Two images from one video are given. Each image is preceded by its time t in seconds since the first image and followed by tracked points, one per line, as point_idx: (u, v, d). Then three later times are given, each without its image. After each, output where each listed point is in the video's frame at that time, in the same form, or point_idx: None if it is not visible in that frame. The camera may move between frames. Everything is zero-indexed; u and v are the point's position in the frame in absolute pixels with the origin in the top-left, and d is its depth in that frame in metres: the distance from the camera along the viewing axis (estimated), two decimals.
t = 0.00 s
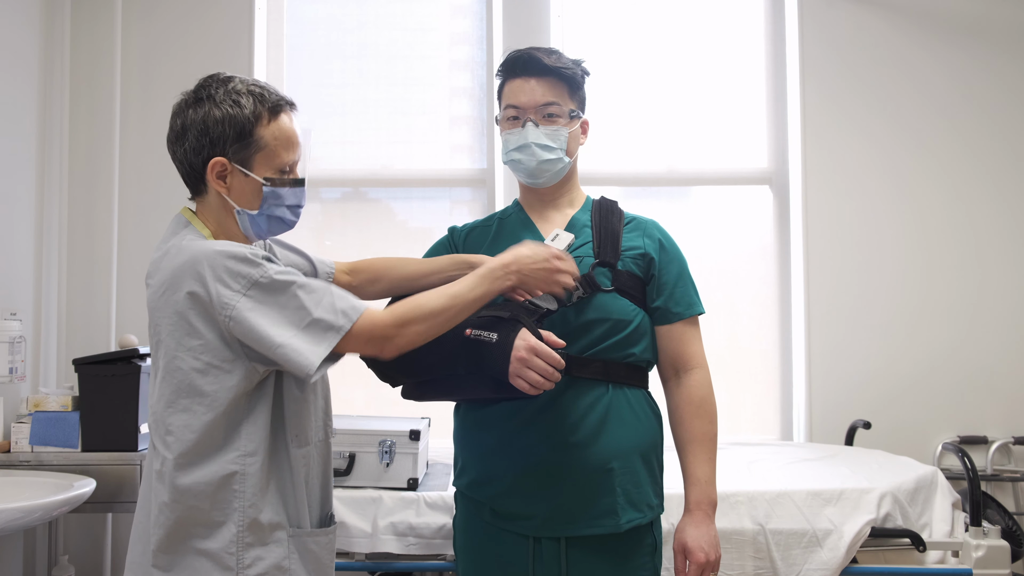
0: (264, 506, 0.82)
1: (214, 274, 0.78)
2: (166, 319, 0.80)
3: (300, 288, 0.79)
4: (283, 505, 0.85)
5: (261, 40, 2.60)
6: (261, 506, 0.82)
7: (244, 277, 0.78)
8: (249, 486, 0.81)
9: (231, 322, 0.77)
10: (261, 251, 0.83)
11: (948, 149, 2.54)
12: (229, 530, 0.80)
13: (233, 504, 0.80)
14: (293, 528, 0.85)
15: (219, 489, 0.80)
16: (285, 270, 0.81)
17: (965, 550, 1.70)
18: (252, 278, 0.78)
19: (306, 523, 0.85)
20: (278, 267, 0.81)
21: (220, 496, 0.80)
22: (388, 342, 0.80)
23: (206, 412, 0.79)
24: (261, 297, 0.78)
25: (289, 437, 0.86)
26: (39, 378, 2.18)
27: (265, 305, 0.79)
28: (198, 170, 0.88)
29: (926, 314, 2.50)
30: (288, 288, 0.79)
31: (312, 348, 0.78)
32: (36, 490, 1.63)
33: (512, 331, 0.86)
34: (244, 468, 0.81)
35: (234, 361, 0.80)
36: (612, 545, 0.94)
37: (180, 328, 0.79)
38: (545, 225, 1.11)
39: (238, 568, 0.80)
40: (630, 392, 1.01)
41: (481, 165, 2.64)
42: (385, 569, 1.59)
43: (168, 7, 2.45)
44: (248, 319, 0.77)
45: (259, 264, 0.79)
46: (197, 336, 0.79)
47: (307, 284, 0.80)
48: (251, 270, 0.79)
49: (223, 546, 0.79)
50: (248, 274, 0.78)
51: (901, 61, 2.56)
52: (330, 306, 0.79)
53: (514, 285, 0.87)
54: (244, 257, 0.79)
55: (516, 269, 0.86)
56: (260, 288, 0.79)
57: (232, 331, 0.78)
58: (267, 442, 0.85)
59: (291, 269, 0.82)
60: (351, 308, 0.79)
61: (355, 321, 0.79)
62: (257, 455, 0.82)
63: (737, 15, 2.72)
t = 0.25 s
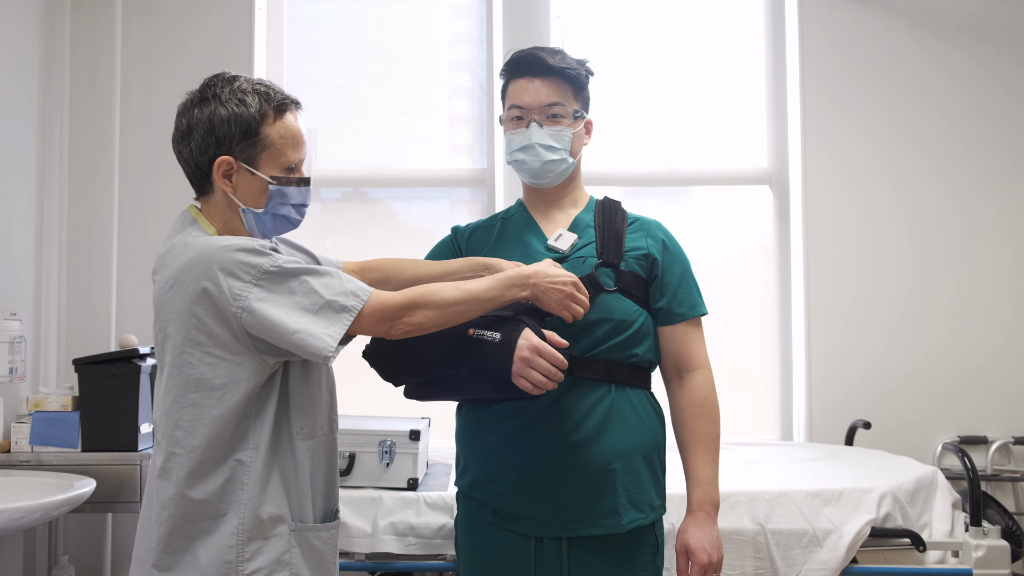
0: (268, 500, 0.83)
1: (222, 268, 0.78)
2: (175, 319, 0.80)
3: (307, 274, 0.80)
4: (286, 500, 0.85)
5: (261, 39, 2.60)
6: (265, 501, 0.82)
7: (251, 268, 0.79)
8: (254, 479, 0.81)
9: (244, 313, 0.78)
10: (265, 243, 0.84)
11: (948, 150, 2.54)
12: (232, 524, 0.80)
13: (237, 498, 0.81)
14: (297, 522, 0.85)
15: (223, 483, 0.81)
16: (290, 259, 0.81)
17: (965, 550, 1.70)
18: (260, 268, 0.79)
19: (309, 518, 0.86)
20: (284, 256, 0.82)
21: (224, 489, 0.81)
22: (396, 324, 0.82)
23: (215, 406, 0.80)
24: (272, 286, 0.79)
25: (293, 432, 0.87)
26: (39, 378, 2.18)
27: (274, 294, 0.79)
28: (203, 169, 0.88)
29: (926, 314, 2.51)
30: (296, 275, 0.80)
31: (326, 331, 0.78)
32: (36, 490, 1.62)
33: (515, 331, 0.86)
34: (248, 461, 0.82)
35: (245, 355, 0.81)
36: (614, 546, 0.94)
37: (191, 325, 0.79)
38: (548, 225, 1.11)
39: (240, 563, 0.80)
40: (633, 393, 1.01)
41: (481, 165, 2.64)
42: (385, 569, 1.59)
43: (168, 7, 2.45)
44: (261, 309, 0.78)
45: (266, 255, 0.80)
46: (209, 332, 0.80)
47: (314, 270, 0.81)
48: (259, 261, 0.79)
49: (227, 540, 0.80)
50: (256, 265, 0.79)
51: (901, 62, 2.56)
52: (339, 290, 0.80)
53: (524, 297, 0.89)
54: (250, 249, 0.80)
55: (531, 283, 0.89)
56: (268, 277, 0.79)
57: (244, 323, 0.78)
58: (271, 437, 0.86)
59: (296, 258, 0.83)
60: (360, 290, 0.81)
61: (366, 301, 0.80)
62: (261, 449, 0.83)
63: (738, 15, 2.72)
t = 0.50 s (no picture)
0: (271, 497, 0.83)
1: (228, 264, 0.79)
2: (183, 314, 0.80)
3: (313, 269, 0.81)
4: (290, 498, 0.85)
5: (261, 39, 2.60)
6: (268, 498, 0.82)
7: (258, 264, 0.79)
8: (258, 476, 0.82)
9: (252, 308, 0.79)
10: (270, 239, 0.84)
11: (948, 150, 2.55)
12: (236, 521, 0.81)
13: (240, 495, 0.82)
14: (300, 520, 0.85)
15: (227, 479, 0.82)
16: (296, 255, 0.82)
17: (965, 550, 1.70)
18: (266, 263, 0.80)
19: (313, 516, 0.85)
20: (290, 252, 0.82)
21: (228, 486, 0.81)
22: (400, 318, 0.83)
23: (222, 402, 0.81)
24: (279, 281, 0.80)
25: (298, 429, 0.87)
26: (39, 378, 2.18)
27: (281, 289, 0.80)
28: (206, 171, 0.88)
29: (926, 314, 2.51)
30: (302, 270, 0.80)
31: (333, 326, 0.79)
32: (36, 490, 1.62)
33: (515, 331, 0.86)
34: (252, 458, 0.82)
35: (251, 350, 0.81)
36: (616, 546, 0.94)
37: (198, 322, 0.80)
38: (550, 224, 1.12)
39: (243, 560, 0.80)
40: (635, 393, 1.01)
41: (481, 165, 2.64)
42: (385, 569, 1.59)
43: (168, 7, 2.45)
44: (268, 304, 0.78)
45: (272, 251, 0.80)
46: (216, 328, 0.80)
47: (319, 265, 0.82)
48: (265, 256, 0.80)
49: (229, 537, 0.80)
50: (262, 260, 0.80)
51: (901, 62, 2.56)
52: (345, 284, 0.81)
53: (529, 298, 0.89)
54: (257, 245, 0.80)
55: (536, 283, 0.89)
56: (274, 273, 0.80)
57: (250, 318, 0.79)
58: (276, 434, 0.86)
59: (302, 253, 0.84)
60: (366, 287, 0.81)
61: (371, 296, 0.81)
62: (265, 446, 0.83)
63: (738, 15, 2.72)
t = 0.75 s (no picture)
0: (273, 497, 0.83)
1: (233, 262, 0.79)
2: (187, 313, 0.80)
3: (316, 269, 0.81)
4: (293, 497, 0.85)
5: (261, 39, 2.60)
6: (270, 497, 0.83)
7: (262, 262, 0.80)
8: (261, 475, 0.82)
9: (255, 306, 0.79)
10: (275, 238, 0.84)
11: (948, 149, 2.54)
12: (238, 519, 0.81)
13: (243, 495, 0.82)
14: (302, 519, 0.85)
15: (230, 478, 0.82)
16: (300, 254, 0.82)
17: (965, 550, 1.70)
18: (271, 262, 0.80)
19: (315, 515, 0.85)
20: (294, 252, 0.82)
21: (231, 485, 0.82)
22: (404, 318, 0.83)
23: (225, 401, 0.81)
24: (283, 279, 0.80)
25: (301, 428, 0.87)
26: (39, 378, 2.18)
27: (284, 288, 0.80)
28: (214, 168, 0.88)
29: (926, 314, 2.50)
30: (306, 269, 0.80)
31: (335, 325, 0.79)
32: (36, 489, 1.63)
33: (506, 333, 0.87)
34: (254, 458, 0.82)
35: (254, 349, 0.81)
36: (615, 547, 0.94)
37: (201, 320, 0.80)
38: (552, 225, 1.12)
39: (245, 559, 0.80)
40: (635, 393, 1.00)
41: (481, 165, 2.64)
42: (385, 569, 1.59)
43: (167, 7, 2.45)
44: (271, 303, 0.78)
45: (276, 250, 0.81)
46: (219, 326, 0.80)
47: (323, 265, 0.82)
48: (269, 255, 0.80)
49: (231, 535, 0.80)
50: (266, 259, 0.80)
51: (900, 61, 2.56)
52: (349, 284, 0.81)
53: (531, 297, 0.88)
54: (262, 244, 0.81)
55: (539, 283, 0.88)
56: (278, 272, 0.80)
57: (254, 317, 0.79)
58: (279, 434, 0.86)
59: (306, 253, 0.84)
60: (369, 287, 0.81)
61: (374, 297, 0.81)
62: (267, 446, 0.83)
63: (737, 14, 2.72)
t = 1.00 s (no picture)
0: (276, 498, 0.82)
1: (227, 264, 0.79)
2: (182, 313, 0.81)
3: (310, 273, 0.81)
4: (295, 498, 0.85)
5: (261, 38, 2.60)
6: (273, 498, 0.82)
7: (256, 265, 0.80)
8: (262, 475, 0.82)
9: (247, 309, 0.79)
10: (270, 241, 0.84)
11: (948, 149, 2.54)
12: (242, 521, 0.80)
13: (246, 496, 0.81)
14: (305, 520, 0.85)
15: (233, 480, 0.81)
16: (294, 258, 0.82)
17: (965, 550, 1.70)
18: (264, 265, 0.80)
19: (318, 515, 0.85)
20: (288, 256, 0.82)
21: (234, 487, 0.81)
22: (395, 330, 0.82)
23: (223, 402, 0.81)
24: (275, 283, 0.80)
25: (300, 429, 0.86)
26: (39, 378, 2.18)
27: (277, 291, 0.80)
28: (217, 168, 0.88)
29: (926, 313, 2.50)
30: (299, 274, 0.80)
31: (326, 330, 0.79)
32: (35, 489, 1.63)
33: (488, 336, 0.89)
34: (256, 458, 0.82)
35: (246, 350, 0.81)
36: (604, 550, 0.94)
37: (194, 321, 0.80)
38: (550, 226, 1.12)
39: (250, 560, 0.80)
40: (628, 396, 1.00)
41: (481, 165, 2.64)
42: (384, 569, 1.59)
43: (167, 7, 2.45)
44: (263, 305, 0.78)
45: (270, 254, 0.81)
46: (212, 326, 0.80)
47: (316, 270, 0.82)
48: (263, 258, 0.80)
49: (236, 537, 0.80)
50: (260, 263, 0.80)
51: (900, 61, 2.56)
52: (341, 289, 0.81)
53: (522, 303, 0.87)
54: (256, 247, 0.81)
55: (529, 287, 0.87)
56: (271, 275, 0.80)
57: (246, 319, 0.79)
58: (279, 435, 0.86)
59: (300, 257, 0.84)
60: (361, 293, 0.81)
61: (365, 305, 0.81)
62: (268, 446, 0.83)
63: (737, 14, 2.72)
